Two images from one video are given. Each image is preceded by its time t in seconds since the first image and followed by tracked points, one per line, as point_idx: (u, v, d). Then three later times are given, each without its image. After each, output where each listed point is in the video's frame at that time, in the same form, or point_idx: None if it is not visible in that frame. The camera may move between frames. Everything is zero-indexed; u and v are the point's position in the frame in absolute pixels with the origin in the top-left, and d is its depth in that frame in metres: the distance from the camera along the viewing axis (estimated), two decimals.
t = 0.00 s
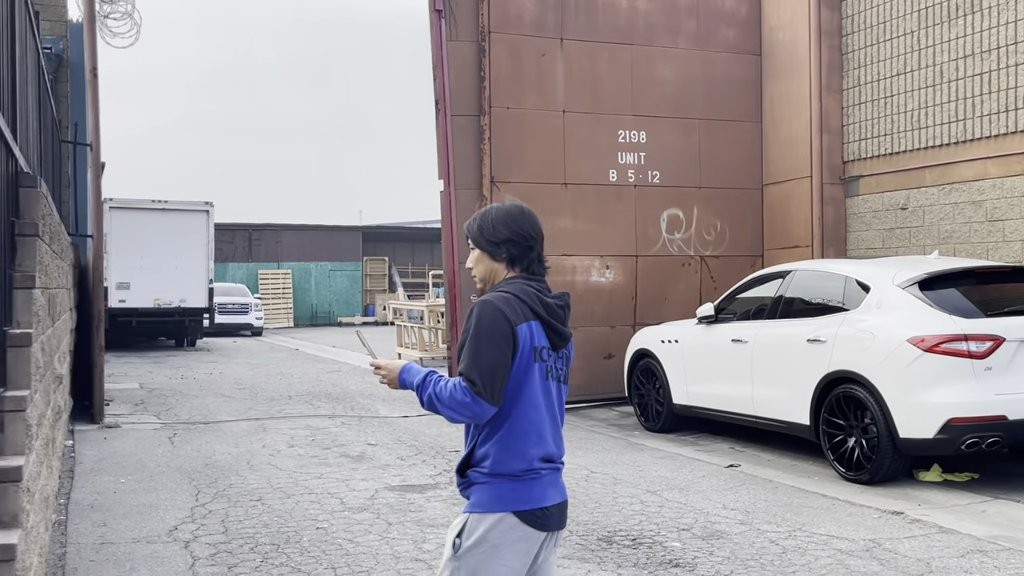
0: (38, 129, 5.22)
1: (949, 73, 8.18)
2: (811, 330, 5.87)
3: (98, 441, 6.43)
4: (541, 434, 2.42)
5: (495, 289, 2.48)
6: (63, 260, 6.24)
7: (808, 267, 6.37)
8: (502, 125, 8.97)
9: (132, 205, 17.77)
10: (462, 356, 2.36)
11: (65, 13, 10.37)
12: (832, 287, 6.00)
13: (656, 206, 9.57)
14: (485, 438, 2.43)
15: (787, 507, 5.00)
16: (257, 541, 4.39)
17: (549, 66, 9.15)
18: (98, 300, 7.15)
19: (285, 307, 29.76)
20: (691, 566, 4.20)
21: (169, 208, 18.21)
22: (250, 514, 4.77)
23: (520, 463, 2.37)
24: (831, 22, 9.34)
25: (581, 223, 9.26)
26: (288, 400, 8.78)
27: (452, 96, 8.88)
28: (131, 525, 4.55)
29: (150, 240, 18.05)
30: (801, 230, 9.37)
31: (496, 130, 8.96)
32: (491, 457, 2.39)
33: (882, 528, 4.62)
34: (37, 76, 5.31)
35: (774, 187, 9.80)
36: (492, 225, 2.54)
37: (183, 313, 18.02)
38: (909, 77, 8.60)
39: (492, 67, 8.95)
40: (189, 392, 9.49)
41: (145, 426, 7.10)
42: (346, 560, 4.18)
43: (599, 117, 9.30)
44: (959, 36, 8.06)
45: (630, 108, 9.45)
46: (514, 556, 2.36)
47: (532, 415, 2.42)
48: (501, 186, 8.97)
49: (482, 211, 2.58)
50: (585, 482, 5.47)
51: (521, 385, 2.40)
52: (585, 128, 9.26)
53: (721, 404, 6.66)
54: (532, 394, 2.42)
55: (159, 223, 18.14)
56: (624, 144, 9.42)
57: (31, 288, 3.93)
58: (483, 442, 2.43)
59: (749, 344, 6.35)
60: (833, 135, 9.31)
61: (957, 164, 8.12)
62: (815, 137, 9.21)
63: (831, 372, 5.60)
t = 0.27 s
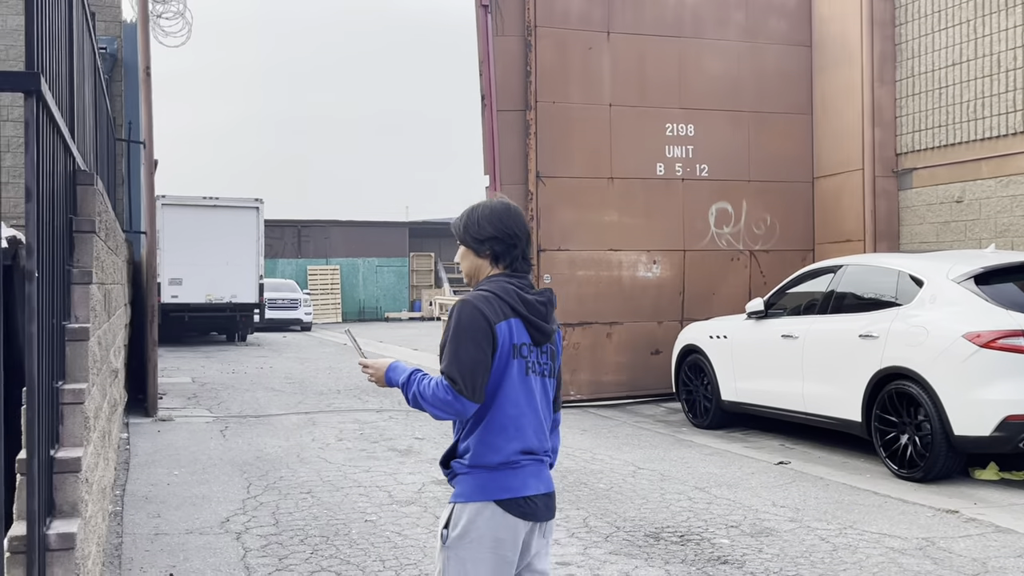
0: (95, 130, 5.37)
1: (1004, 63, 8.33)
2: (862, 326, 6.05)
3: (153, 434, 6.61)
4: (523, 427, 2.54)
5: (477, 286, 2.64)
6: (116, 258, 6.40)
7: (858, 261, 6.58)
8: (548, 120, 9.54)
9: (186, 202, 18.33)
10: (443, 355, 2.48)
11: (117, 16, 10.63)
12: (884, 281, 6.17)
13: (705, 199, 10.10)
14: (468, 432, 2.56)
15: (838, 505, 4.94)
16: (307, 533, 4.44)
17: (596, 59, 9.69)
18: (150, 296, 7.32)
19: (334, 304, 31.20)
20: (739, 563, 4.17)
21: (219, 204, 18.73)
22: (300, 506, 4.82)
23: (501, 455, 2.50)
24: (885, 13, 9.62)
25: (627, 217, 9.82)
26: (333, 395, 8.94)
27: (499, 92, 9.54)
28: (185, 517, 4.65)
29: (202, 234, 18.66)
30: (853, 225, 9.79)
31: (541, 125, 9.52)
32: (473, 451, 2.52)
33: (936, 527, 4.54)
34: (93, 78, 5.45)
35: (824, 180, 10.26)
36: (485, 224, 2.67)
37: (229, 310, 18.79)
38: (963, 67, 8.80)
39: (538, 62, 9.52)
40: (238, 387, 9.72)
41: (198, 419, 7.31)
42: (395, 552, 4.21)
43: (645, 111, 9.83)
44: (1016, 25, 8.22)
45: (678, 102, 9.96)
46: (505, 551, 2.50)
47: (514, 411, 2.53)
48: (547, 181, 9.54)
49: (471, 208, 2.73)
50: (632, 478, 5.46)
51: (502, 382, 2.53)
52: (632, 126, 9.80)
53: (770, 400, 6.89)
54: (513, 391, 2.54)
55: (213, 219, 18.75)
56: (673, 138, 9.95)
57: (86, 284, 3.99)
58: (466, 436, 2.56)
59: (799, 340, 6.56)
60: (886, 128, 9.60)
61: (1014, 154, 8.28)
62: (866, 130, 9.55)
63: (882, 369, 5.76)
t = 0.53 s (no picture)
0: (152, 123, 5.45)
1: None
2: (918, 321, 6.43)
3: (210, 425, 6.93)
4: (511, 409, 2.84)
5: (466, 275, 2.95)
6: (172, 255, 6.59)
7: (913, 256, 7.00)
8: (598, 116, 10.25)
9: (239, 199, 20.42)
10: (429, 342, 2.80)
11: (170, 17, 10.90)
12: (941, 276, 6.57)
13: (756, 193, 10.80)
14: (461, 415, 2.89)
15: (892, 502, 4.89)
16: (359, 525, 4.49)
17: (645, 53, 10.40)
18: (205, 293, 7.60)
19: (384, 298, 34.80)
20: (791, 559, 4.13)
21: (276, 201, 20.83)
22: (351, 499, 4.88)
23: (492, 436, 2.81)
24: (943, 5, 10.14)
25: (678, 210, 10.55)
26: (378, 392, 9.12)
27: (547, 87, 10.20)
28: (239, 508, 4.71)
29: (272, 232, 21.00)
30: (908, 219, 10.36)
31: (591, 121, 10.22)
32: (466, 432, 2.84)
33: (995, 527, 4.46)
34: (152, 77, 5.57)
35: (878, 173, 10.92)
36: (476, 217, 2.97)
37: (287, 301, 20.88)
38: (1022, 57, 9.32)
39: (588, 56, 10.20)
40: (287, 383, 9.98)
41: (251, 414, 7.53)
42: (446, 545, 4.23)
43: (696, 105, 10.56)
44: None
45: (729, 95, 10.67)
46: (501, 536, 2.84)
47: (502, 394, 2.85)
48: (597, 175, 10.26)
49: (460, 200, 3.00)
50: (683, 474, 5.46)
51: (489, 367, 2.84)
52: (679, 126, 10.51)
53: (824, 393, 7.34)
54: (499, 375, 2.85)
55: (265, 214, 20.83)
56: (724, 131, 10.67)
57: (145, 278, 4.01)
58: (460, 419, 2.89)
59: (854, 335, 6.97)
60: (943, 119, 10.11)
61: None
62: (923, 121, 10.07)
63: (938, 365, 6.13)
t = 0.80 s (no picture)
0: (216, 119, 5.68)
1: None
2: (980, 317, 6.63)
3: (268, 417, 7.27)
4: (523, 395, 3.21)
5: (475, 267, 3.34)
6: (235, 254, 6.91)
7: (971, 249, 7.17)
8: (649, 108, 10.62)
9: (293, 195, 21.54)
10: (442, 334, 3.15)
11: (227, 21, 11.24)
12: (1003, 270, 6.70)
13: (812, 185, 11.17)
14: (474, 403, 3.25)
15: (952, 500, 4.83)
16: (413, 516, 4.56)
17: (698, 45, 10.76)
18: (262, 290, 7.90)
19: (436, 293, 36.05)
20: (848, 556, 4.08)
21: (328, 197, 22.02)
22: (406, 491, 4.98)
23: (506, 421, 3.18)
24: None
25: (730, 203, 10.92)
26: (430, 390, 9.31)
27: (598, 80, 10.58)
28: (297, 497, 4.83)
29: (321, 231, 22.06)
30: (970, 212, 10.71)
31: (642, 113, 10.59)
32: (482, 419, 3.20)
33: None
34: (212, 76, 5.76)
35: (938, 164, 11.23)
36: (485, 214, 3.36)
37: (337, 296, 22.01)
38: None
39: (638, 48, 10.57)
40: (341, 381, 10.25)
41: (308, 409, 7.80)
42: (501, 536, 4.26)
43: (751, 97, 10.91)
44: None
45: (784, 88, 11.02)
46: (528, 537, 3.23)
47: (514, 382, 3.21)
48: (649, 167, 10.64)
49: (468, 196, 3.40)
50: (737, 469, 5.44)
51: (500, 356, 3.20)
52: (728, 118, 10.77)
53: (879, 387, 7.62)
54: (511, 364, 3.21)
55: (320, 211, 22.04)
56: (779, 123, 11.02)
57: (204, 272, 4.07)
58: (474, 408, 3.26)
59: (912, 330, 7.21)
60: (1005, 108, 10.33)
61: None
62: (986, 112, 10.32)
63: (1001, 362, 6.32)
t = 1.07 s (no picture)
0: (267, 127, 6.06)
1: None
2: None
3: (320, 419, 8.08)
4: (535, 398, 4.08)
5: (493, 271, 4.25)
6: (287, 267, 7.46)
7: None
8: (696, 109, 12.87)
9: (343, 194, 25.00)
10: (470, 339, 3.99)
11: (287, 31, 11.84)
12: None
13: (868, 179, 13.50)
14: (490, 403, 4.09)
15: (1007, 506, 5.24)
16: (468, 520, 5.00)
17: (749, 47, 13.06)
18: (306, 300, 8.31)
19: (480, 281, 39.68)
20: (902, 563, 4.27)
21: (376, 195, 25.44)
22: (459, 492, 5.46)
23: (519, 420, 4.02)
24: None
25: (783, 199, 13.26)
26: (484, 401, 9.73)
27: (650, 83, 12.85)
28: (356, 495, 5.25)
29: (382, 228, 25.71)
30: None
31: (691, 113, 12.85)
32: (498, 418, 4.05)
33: None
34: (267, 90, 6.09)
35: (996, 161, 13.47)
36: (502, 227, 4.27)
37: (389, 292, 25.30)
38: None
39: (685, 51, 12.79)
40: (399, 390, 10.72)
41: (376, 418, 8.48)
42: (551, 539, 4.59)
43: (805, 96, 13.26)
44: None
45: (838, 89, 13.35)
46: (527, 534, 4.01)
47: (527, 384, 4.09)
48: (699, 164, 12.93)
49: (486, 211, 4.31)
50: (789, 473, 6.05)
51: (519, 362, 4.08)
52: (780, 133, 13.21)
53: (933, 382, 9.48)
54: (527, 369, 4.09)
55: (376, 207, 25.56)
56: (832, 120, 13.35)
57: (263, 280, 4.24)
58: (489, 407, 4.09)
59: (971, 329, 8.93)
60: None
61: None
62: None
63: None
